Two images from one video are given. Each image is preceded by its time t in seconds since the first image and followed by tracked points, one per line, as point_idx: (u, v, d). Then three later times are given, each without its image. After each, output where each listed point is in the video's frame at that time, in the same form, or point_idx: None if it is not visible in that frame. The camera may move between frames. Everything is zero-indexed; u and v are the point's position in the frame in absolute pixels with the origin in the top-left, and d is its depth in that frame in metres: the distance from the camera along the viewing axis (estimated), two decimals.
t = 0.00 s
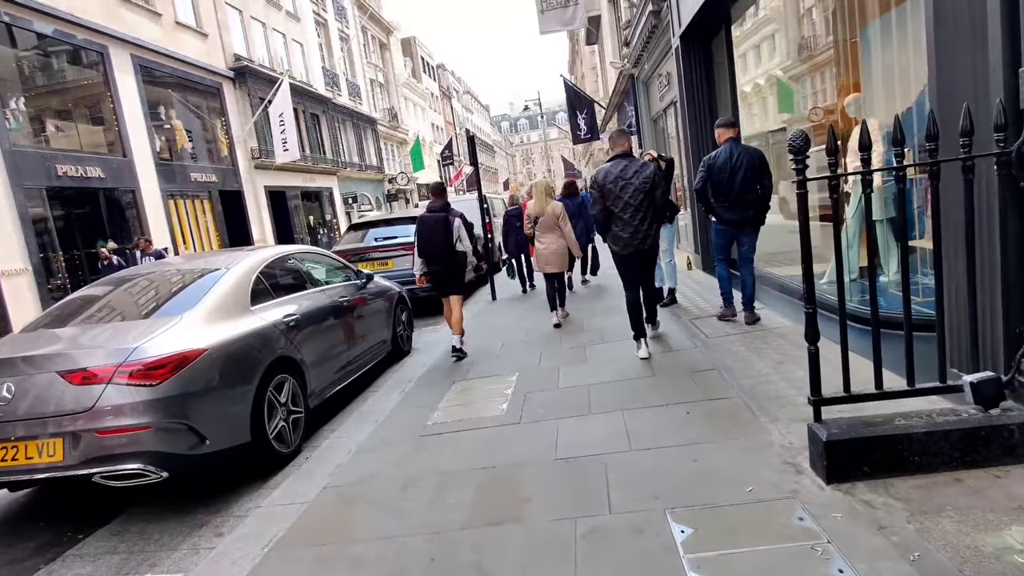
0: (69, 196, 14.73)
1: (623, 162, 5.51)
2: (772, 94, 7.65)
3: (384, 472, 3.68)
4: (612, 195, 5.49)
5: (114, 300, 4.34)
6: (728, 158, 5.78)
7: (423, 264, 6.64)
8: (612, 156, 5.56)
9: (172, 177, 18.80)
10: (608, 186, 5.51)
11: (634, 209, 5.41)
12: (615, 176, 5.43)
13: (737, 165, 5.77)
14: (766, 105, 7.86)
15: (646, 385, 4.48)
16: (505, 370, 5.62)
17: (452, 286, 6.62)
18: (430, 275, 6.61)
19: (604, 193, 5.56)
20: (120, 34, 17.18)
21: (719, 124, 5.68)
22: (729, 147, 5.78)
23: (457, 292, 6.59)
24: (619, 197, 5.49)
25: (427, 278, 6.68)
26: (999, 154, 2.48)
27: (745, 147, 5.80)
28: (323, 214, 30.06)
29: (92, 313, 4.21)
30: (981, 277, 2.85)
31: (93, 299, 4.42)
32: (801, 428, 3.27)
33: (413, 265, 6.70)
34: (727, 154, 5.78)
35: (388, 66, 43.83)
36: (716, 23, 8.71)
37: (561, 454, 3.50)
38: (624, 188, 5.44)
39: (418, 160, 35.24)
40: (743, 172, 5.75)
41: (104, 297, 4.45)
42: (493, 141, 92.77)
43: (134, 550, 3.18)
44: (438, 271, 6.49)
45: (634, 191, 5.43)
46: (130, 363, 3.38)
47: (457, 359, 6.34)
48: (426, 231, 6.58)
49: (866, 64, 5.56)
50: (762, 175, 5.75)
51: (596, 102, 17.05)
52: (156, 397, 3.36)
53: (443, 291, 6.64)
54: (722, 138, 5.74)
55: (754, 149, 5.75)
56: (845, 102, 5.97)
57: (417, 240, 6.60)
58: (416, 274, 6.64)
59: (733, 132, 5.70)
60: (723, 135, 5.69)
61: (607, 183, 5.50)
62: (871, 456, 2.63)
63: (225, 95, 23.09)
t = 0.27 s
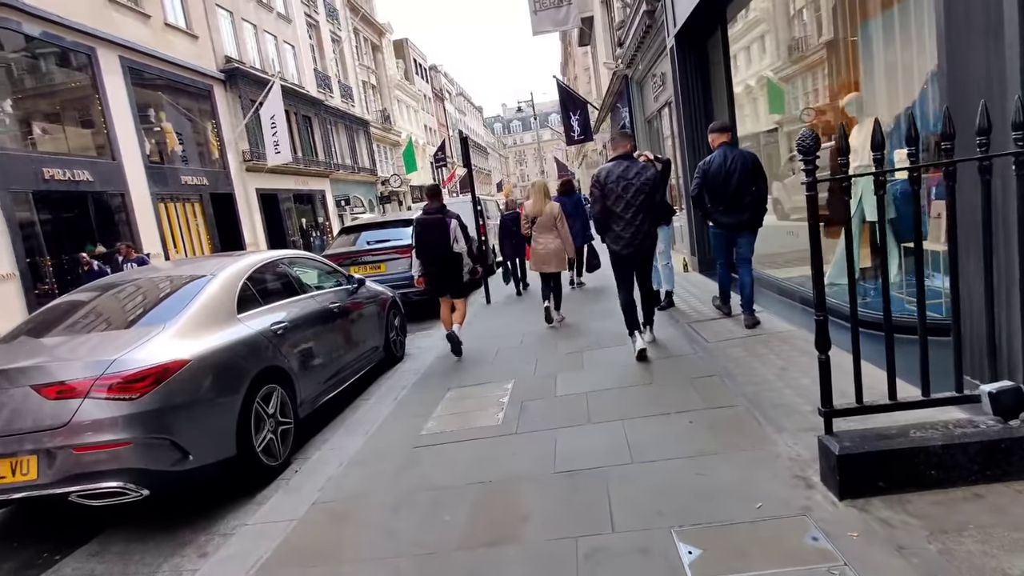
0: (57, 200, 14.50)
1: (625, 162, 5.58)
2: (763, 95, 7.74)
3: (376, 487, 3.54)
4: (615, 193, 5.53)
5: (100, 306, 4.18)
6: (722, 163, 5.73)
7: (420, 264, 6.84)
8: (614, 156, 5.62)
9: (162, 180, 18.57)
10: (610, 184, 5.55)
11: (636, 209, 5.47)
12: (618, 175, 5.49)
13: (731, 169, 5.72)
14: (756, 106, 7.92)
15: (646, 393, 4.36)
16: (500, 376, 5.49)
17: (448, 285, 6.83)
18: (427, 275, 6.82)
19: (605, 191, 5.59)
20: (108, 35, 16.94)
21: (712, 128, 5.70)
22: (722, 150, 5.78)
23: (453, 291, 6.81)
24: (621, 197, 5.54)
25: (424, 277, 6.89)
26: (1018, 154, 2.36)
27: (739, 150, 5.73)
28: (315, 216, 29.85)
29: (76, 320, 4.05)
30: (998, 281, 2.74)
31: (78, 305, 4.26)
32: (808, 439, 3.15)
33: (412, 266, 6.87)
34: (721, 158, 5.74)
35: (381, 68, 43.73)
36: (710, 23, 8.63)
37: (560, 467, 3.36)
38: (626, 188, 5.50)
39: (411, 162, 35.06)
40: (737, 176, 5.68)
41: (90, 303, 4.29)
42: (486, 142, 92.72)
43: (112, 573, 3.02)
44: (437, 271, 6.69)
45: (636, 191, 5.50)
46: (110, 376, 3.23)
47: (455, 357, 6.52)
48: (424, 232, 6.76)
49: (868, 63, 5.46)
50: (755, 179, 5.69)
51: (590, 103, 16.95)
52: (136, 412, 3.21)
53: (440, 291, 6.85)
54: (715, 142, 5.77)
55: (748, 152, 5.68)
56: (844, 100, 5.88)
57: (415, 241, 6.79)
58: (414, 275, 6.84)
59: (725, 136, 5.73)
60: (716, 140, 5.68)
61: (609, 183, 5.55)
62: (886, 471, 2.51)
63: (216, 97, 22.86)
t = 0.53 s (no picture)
0: (49, 200, 14.35)
1: (626, 160, 5.72)
2: (759, 96, 7.72)
3: (370, 496, 3.42)
4: (615, 190, 5.66)
5: (90, 306, 4.06)
6: (715, 166, 5.82)
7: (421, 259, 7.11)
8: (614, 154, 5.75)
9: (156, 180, 18.40)
10: (610, 181, 5.68)
11: (636, 206, 5.58)
12: (618, 173, 5.63)
13: (725, 171, 5.79)
14: (754, 106, 7.89)
15: (646, 397, 4.26)
16: (498, 380, 5.38)
17: (447, 280, 7.08)
18: (427, 270, 7.09)
19: (606, 188, 5.71)
20: (101, 34, 16.77)
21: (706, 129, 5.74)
22: (716, 153, 5.86)
23: (451, 286, 7.06)
24: (621, 194, 5.66)
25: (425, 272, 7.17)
26: None
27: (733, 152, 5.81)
28: (311, 217, 29.68)
29: (64, 321, 3.93)
30: (1014, 283, 2.66)
31: (67, 306, 4.14)
32: (815, 447, 3.05)
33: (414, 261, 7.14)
34: (714, 161, 5.83)
35: (377, 68, 43.58)
36: (709, 22, 8.56)
37: (560, 476, 3.25)
38: (626, 185, 5.63)
39: (407, 163, 34.92)
40: (731, 179, 5.77)
41: (79, 303, 4.17)
42: (483, 143, 92.58)
43: None
44: (436, 268, 6.95)
45: (637, 188, 5.62)
46: (93, 382, 3.11)
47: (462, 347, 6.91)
48: (424, 229, 7.02)
49: (871, 61, 5.38)
50: (750, 181, 5.77)
51: (587, 104, 16.85)
52: (120, 419, 3.09)
53: (440, 285, 7.11)
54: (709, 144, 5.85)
55: (742, 154, 5.74)
56: (845, 99, 5.81)
57: (416, 238, 7.06)
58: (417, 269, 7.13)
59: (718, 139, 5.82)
60: (710, 142, 5.77)
61: (610, 180, 5.69)
62: (900, 482, 2.41)
63: (210, 97, 22.70)
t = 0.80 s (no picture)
0: (40, 200, 14.19)
1: (619, 158, 5.65)
2: (754, 95, 7.71)
3: (361, 502, 3.33)
4: (606, 190, 5.64)
5: (78, 306, 3.96)
6: (707, 163, 6.16)
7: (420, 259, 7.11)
8: (608, 152, 5.69)
9: (149, 179, 18.23)
10: (602, 181, 5.66)
11: (628, 205, 5.55)
12: (611, 172, 5.59)
13: (716, 168, 6.13)
14: (749, 105, 7.85)
15: (644, 398, 4.18)
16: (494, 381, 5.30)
17: (446, 279, 7.11)
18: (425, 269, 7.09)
19: (598, 188, 5.69)
20: (93, 32, 16.58)
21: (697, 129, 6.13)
22: (707, 151, 6.17)
23: (450, 286, 7.09)
24: (614, 193, 5.62)
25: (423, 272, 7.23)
26: None
27: (725, 151, 6.15)
28: (306, 216, 29.51)
29: (52, 322, 3.83)
30: None
31: (55, 305, 4.03)
32: (819, 451, 2.98)
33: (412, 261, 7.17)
34: (706, 159, 6.15)
35: (372, 67, 43.39)
36: (706, 19, 8.49)
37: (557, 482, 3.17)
38: (619, 184, 5.58)
39: (403, 162, 34.77)
40: (722, 175, 6.11)
41: (68, 302, 4.07)
42: (478, 142, 92.42)
43: None
44: (436, 267, 6.99)
45: (628, 187, 5.56)
46: (74, 387, 3.02)
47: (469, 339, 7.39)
48: (424, 228, 7.04)
49: (871, 59, 5.31)
50: (741, 179, 6.10)
51: (583, 102, 16.75)
52: (103, 426, 2.99)
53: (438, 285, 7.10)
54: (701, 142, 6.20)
55: (734, 152, 6.09)
56: (844, 97, 5.75)
57: (415, 238, 7.08)
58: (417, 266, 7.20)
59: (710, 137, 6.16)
60: (701, 140, 6.11)
61: (603, 179, 5.66)
62: (908, 488, 2.34)
63: (204, 95, 22.52)
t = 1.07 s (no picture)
0: (30, 200, 14.03)
1: (607, 161, 5.69)
2: (749, 95, 7.67)
3: (350, 511, 3.23)
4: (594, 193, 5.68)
5: (64, 307, 3.85)
6: (701, 162, 6.16)
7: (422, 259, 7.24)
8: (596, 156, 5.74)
9: (141, 179, 18.07)
10: (590, 184, 5.71)
11: (615, 207, 5.56)
12: (597, 175, 5.65)
13: (710, 167, 6.13)
14: (745, 105, 7.79)
15: (641, 402, 4.09)
16: (488, 384, 5.20)
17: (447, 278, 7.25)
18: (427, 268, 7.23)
19: (587, 191, 5.73)
20: (84, 30, 16.42)
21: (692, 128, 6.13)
22: (702, 150, 6.17)
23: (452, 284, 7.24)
24: (602, 195, 5.65)
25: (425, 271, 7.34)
26: None
27: (720, 150, 6.14)
28: (300, 216, 29.35)
29: (36, 322, 3.72)
30: None
31: (40, 306, 3.93)
32: (821, 457, 2.90)
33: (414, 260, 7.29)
34: (700, 158, 6.16)
35: (367, 66, 43.21)
36: (702, 18, 8.43)
37: (552, 489, 3.07)
38: (605, 186, 5.62)
39: (398, 162, 34.63)
40: (717, 174, 6.10)
41: (54, 302, 3.96)
42: (474, 142, 92.28)
43: None
44: (438, 267, 7.12)
45: (615, 189, 5.58)
46: (50, 393, 2.90)
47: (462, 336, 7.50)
48: (425, 228, 7.14)
49: (870, 56, 5.25)
50: (737, 179, 6.10)
51: (578, 101, 16.66)
52: (81, 433, 2.89)
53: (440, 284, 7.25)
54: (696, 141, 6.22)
55: (727, 150, 6.10)
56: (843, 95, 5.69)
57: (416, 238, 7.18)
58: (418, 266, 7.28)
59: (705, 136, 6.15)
60: (696, 139, 6.13)
61: (590, 181, 5.72)
62: (916, 497, 2.25)
63: (197, 95, 22.36)
